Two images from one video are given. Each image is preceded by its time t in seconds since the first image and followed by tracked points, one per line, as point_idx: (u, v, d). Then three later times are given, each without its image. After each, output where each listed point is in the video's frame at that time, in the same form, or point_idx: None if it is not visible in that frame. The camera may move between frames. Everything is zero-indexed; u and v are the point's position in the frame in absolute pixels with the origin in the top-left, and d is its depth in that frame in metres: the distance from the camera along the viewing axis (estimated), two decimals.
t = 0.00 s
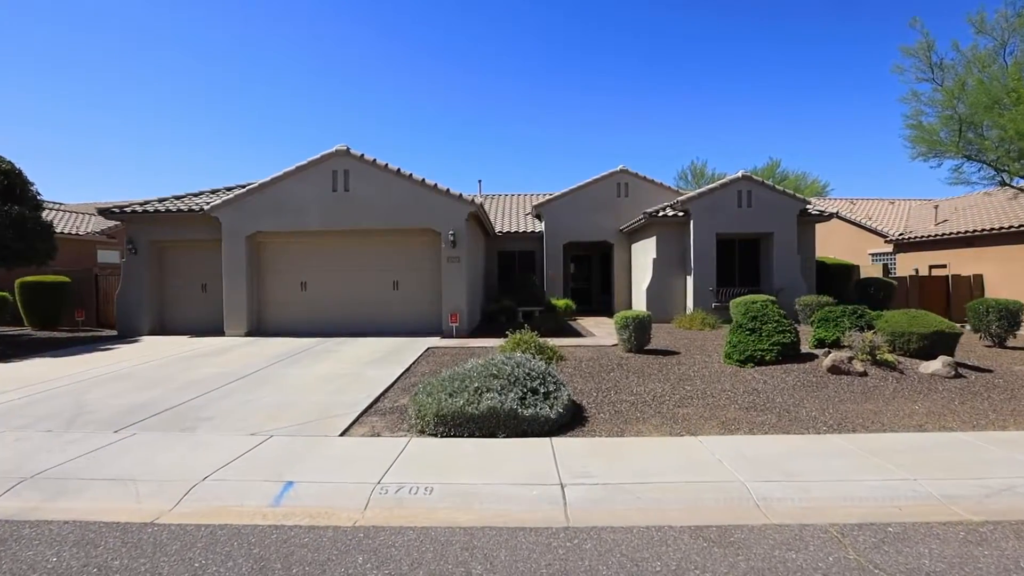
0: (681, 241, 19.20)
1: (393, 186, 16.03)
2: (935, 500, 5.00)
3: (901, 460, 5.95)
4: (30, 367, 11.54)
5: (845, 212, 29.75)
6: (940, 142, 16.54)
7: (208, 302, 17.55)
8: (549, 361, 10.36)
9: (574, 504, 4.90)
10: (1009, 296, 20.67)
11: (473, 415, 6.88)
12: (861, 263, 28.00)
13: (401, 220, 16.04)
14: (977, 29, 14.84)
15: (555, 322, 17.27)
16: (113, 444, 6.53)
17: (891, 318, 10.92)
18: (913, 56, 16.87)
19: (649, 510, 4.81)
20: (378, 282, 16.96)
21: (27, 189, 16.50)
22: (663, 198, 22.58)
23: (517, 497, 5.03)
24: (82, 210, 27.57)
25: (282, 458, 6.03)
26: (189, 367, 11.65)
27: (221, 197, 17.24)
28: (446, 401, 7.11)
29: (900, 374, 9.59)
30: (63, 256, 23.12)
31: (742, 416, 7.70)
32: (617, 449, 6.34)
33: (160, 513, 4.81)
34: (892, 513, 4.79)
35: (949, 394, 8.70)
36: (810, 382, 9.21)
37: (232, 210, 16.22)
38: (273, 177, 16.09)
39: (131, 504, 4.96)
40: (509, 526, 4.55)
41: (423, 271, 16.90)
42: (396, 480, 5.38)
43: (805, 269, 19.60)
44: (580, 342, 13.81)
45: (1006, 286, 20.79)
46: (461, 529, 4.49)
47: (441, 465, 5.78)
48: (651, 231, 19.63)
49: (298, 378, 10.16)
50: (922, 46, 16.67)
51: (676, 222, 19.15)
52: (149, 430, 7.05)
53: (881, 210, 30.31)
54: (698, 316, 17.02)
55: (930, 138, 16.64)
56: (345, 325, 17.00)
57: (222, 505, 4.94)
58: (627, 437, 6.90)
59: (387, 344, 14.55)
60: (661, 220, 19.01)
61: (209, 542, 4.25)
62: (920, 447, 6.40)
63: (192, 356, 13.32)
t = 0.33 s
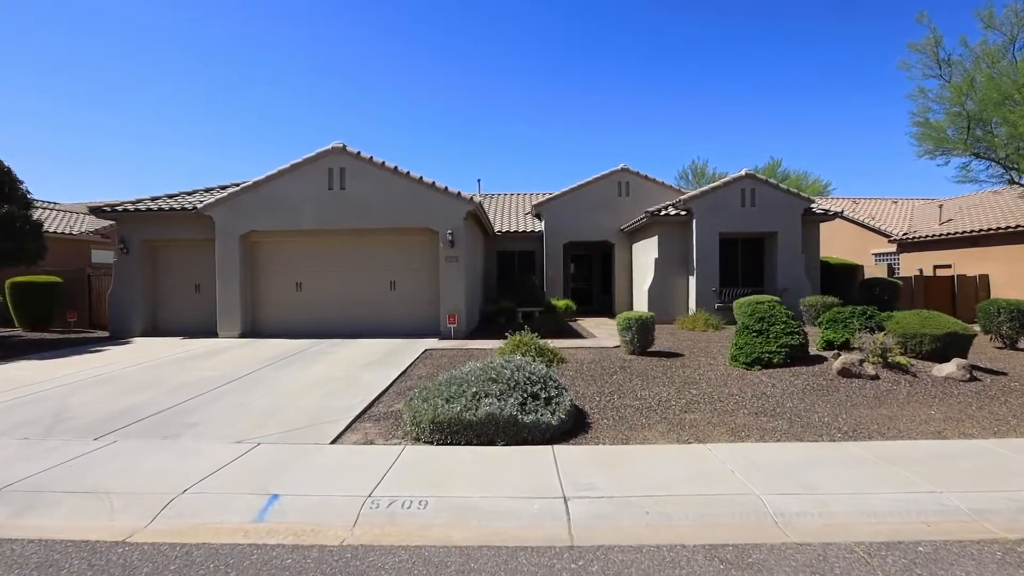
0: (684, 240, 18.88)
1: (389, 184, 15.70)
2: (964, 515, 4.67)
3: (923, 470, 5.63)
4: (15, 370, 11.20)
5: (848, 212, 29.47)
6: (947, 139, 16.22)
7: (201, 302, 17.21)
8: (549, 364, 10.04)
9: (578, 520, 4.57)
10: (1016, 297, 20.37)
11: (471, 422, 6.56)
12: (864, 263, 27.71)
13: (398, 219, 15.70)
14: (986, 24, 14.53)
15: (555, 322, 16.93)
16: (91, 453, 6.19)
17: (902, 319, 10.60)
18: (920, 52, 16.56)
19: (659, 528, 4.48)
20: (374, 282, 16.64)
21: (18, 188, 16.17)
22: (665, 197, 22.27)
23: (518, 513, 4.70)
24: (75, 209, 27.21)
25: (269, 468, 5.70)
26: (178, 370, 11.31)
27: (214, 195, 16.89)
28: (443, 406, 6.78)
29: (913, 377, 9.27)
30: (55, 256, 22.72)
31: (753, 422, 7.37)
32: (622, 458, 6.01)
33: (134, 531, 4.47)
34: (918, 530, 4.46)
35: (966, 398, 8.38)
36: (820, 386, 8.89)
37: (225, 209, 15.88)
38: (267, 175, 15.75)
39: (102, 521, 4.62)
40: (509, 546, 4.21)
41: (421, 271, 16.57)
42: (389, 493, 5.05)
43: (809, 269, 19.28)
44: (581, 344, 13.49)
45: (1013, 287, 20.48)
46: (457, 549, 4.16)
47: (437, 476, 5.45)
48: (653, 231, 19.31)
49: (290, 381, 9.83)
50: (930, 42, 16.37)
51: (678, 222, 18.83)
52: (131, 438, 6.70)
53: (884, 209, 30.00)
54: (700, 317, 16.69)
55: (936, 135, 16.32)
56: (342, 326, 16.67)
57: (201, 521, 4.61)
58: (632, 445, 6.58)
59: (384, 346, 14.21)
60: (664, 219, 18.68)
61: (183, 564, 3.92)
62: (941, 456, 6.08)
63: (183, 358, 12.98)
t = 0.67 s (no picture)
0: (686, 239, 18.55)
1: (386, 182, 15.36)
2: (998, 533, 4.35)
3: (948, 482, 5.32)
4: None
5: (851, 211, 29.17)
6: (955, 137, 15.90)
7: (195, 303, 16.88)
8: (550, 367, 9.73)
9: (583, 538, 4.26)
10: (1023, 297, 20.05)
11: (468, 429, 6.23)
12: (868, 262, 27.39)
13: (395, 217, 15.38)
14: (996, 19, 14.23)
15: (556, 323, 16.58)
16: (67, 462, 5.86)
17: (914, 321, 10.28)
18: (927, 48, 16.24)
19: (672, 547, 4.15)
20: (371, 282, 16.31)
21: (6, 185, 15.81)
22: (667, 195, 21.94)
23: (517, 530, 4.37)
24: (70, 208, 26.87)
25: (254, 481, 5.37)
26: (168, 373, 10.99)
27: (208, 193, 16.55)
28: (438, 413, 6.44)
29: (927, 380, 8.95)
30: (48, 256, 22.39)
31: (764, 429, 7.04)
32: (628, 468, 5.68)
33: (105, 550, 4.15)
34: (950, 550, 4.13)
35: (983, 403, 8.05)
36: (832, 390, 8.57)
37: (218, 208, 15.54)
38: (261, 173, 15.41)
39: (72, 538, 4.30)
40: (510, 570, 3.88)
41: (418, 271, 16.24)
42: (380, 508, 4.72)
43: (814, 268, 18.97)
44: (583, 345, 13.17)
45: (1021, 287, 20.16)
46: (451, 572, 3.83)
47: (433, 490, 5.12)
48: (655, 230, 18.99)
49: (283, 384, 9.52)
50: (937, 37, 16.05)
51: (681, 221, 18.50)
52: (112, 446, 6.38)
53: (888, 208, 29.69)
54: (703, 317, 16.37)
55: (944, 132, 16.01)
56: (338, 327, 16.35)
57: (177, 539, 4.28)
58: (639, 453, 6.25)
59: (380, 347, 13.88)
60: (666, 218, 18.35)
61: None
62: (966, 466, 5.76)
63: (175, 360, 12.66)
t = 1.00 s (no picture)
0: (689, 238, 18.22)
1: (383, 179, 15.03)
2: None
3: (975, 493, 4.99)
4: None
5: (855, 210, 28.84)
6: (963, 134, 15.53)
7: (188, 303, 16.55)
8: (551, 370, 9.39)
9: (588, 558, 3.94)
10: None
11: (464, 436, 5.90)
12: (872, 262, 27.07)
13: (392, 215, 15.06)
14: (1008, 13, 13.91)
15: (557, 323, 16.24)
16: (41, 472, 5.54)
17: (928, 322, 9.95)
18: (935, 42, 15.90)
19: (684, 568, 3.82)
20: (368, 282, 15.98)
21: None
22: (668, 194, 21.61)
23: (516, 549, 4.04)
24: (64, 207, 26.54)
25: (238, 492, 5.05)
26: (157, 375, 10.66)
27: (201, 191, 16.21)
28: (434, 419, 6.11)
29: (942, 384, 8.62)
30: (41, 255, 22.06)
31: (775, 435, 6.71)
32: (635, 478, 5.35)
33: (67, 571, 3.81)
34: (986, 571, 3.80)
35: (1002, 408, 7.72)
36: (844, 394, 8.24)
37: (212, 206, 15.21)
38: (255, 171, 15.09)
39: (33, 557, 3.97)
40: None
41: (416, 270, 15.92)
42: (369, 524, 4.40)
43: (819, 268, 18.64)
44: (585, 347, 12.83)
45: None
46: None
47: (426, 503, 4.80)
48: (657, 229, 18.66)
49: (274, 388, 9.19)
50: (946, 31, 15.72)
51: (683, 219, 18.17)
52: (89, 454, 6.05)
53: (893, 207, 29.34)
54: (707, 318, 16.05)
55: (952, 129, 15.64)
56: (335, 327, 16.03)
57: (148, 559, 3.96)
58: (645, 462, 5.92)
59: (377, 348, 13.55)
60: (668, 216, 18.00)
61: None
62: (993, 476, 5.43)
63: (166, 361, 12.34)
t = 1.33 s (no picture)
0: (692, 237, 17.89)
1: (380, 177, 14.71)
2: None
3: (1005, 507, 4.67)
4: None
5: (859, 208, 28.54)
6: (972, 131, 15.19)
7: (182, 303, 16.23)
8: (552, 373, 9.07)
9: None
10: None
11: (460, 445, 5.58)
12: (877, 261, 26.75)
13: (389, 213, 14.73)
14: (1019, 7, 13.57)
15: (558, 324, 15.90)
16: (12, 482, 5.23)
17: (941, 324, 9.64)
18: (944, 37, 15.57)
19: None
20: (365, 281, 15.66)
21: None
22: (670, 192, 21.28)
23: (513, 571, 3.72)
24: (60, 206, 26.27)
25: (219, 505, 4.74)
26: (147, 377, 10.37)
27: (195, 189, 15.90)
28: (428, 427, 5.79)
29: (958, 388, 8.28)
30: (35, 254, 21.80)
31: (788, 443, 6.39)
32: (641, 490, 5.03)
33: None
34: None
35: (1023, 413, 7.40)
36: (857, 398, 7.91)
37: (205, 204, 14.90)
38: (249, 168, 14.77)
39: None
40: None
41: (414, 270, 15.60)
42: (355, 543, 4.08)
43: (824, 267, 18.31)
44: (586, 348, 12.50)
45: None
46: None
47: (419, 518, 4.48)
48: (660, 228, 18.35)
49: (266, 391, 8.87)
50: (955, 26, 15.38)
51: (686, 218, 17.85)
52: (65, 463, 5.74)
53: (897, 207, 29.05)
54: (711, 318, 15.74)
55: (961, 126, 15.30)
56: (331, 328, 15.71)
57: None
58: (651, 472, 5.59)
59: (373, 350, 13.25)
60: (671, 215, 17.66)
61: None
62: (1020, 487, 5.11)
63: (157, 363, 12.05)
